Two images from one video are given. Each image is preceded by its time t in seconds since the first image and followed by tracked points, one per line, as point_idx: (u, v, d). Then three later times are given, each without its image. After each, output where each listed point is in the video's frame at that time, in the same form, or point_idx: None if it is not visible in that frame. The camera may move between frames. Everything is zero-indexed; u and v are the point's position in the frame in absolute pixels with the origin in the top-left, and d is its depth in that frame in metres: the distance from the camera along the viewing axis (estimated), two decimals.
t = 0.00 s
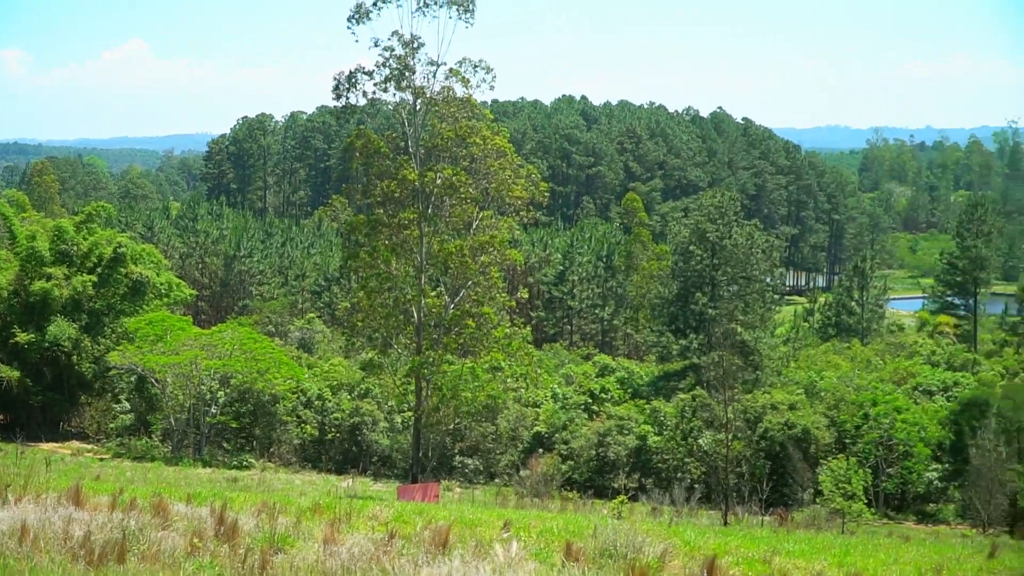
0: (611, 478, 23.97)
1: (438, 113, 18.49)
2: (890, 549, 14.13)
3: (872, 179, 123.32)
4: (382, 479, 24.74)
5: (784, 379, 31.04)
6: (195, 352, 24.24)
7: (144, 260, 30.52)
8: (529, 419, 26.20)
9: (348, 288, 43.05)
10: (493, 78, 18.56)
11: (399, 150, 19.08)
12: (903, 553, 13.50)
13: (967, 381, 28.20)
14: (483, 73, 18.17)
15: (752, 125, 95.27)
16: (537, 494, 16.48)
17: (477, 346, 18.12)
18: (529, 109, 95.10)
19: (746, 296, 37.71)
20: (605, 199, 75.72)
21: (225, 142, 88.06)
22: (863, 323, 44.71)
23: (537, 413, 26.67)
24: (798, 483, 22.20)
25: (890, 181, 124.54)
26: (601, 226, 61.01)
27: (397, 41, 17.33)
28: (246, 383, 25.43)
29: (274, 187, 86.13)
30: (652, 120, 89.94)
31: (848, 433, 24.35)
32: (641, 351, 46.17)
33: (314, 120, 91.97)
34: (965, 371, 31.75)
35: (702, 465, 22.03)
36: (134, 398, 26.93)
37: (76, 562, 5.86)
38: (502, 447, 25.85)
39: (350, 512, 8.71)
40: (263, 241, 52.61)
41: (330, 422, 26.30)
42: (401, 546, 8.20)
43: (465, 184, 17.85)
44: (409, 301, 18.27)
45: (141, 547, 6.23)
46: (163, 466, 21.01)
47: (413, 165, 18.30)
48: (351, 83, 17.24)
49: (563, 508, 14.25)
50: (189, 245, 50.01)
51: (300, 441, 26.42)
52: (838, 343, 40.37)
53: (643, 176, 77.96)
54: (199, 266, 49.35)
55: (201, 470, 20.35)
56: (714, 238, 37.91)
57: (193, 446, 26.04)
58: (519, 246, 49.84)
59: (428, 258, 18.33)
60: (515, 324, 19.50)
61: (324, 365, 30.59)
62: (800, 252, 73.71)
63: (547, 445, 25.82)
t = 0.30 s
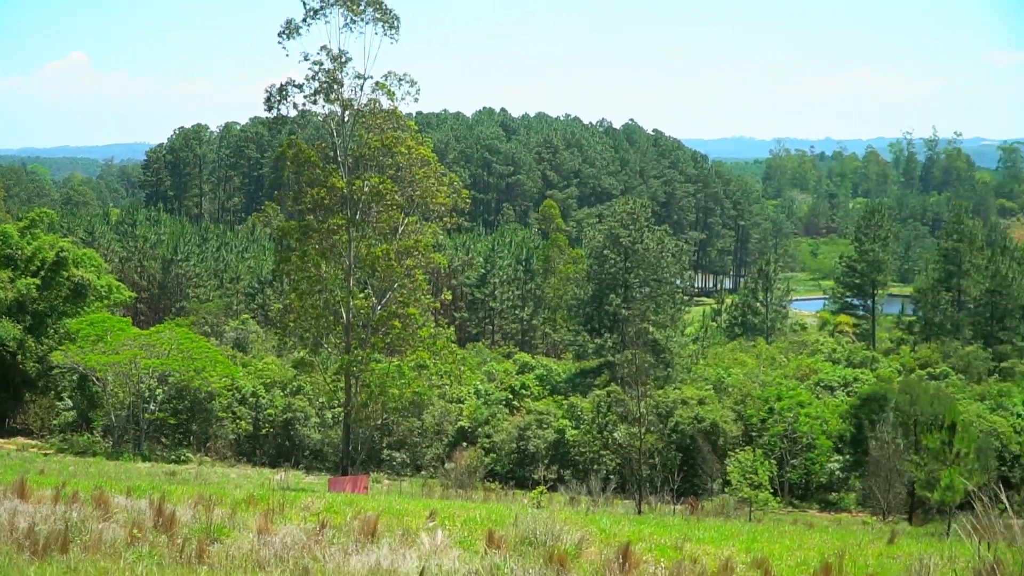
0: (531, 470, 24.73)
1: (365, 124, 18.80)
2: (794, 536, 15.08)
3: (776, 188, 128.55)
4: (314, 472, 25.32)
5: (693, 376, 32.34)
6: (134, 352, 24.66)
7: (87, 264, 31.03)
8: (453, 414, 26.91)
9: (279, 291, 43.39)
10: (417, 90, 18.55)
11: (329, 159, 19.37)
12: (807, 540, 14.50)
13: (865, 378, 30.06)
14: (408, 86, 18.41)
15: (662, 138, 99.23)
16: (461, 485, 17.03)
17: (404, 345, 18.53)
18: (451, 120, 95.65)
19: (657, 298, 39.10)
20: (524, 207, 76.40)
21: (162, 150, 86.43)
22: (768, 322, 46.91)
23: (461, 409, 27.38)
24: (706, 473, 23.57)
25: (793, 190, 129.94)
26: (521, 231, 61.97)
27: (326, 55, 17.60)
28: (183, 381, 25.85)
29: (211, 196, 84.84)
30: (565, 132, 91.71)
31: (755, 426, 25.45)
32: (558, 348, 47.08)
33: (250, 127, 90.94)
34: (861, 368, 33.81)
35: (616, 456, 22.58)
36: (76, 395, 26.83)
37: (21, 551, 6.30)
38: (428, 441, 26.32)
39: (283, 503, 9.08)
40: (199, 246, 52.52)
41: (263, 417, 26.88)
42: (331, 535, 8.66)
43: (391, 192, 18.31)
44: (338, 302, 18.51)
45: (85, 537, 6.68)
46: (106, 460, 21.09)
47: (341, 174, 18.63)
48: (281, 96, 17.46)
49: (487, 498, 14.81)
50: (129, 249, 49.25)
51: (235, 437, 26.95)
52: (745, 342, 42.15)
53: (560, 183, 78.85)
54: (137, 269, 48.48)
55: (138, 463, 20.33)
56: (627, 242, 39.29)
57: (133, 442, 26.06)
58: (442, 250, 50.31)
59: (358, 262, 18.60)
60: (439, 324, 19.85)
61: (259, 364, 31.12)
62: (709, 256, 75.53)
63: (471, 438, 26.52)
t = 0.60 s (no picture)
0: (477, 465, 24.94)
1: (315, 130, 18.94)
2: (730, 528, 15.75)
3: (711, 194, 130.95)
4: (266, 467, 25.17)
5: (631, 374, 33.10)
6: (91, 350, 25.16)
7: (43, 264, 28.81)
8: (402, 410, 26.88)
9: (234, 291, 43.05)
10: (365, 98, 19.08)
11: (280, 164, 19.61)
12: (742, 531, 15.18)
13: (796, 375, 31.28)
14: (357, 93, 18.89)
15: (602, 146, 101.00)
16: (409, 479, 17.38)
17: (354, 344, 18.72)
18: (398, 128, 94.76)
19: (598, 298, 39.85)
20: (470, 211, 76.94)
21: (119, 155, 83.98)
22: (703, 322, 48.19)
23: (409, 405, 27.54)
24: (644, 467, 24.55)
25: (729, 196, 132.83)
26: (467, 235, 62.29)
27: (278, 63, 17.80)
28: (139, 378, 26.40)
29: (167, 200, 84.06)
30: (509, 140, 91.58)
31: (690, 422, 26.36)
32: (502, 348, 47.52)
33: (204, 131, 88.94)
34: (793, 366, 35.09)
35: (559, 451, 23.75)
36: (35, 393, 27.58)
37: None
38: (377, 436, 26.32)
39: (235, 496, 9.32)
40: (155, 246, 51.86)
41: (217, 414, 26.82)
42: (282, 528, 8.94)
43: (341, 196, 18.56)
44: (289, 302, 18.68)
45: (41, 530, 6.94)
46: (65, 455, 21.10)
47: (292, 179, 18.79)
48: (235, 103, 17.55)
49: (434, 491, 15.14)
50: (85, 251, 48.43)
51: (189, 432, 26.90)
52: (681, 341, 43.20)
53: (503, 188, 79.44)
54: (94, 270, 47.72)
55: (96, 458, 20.31)
56: (568, 245, 40.23)
57: (89, 437, 26.65)
58: (390, 252, 50.43)
59: (308, 264, 18.88)
60: (388, 323, 20.06)
61: (212, 361, 31.07)
62: (647, 258, 77.55)
63: (418, 434, 26.89)
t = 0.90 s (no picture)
0: (414, 459, 25.58)
1: (259, 136, 19.09)
2: (656, 519, 16.51)
3: (643, 198, 133.47)
4: (211, 462, 26.51)
5: (564, 372, 33.93)
6: (40, 350, 25.31)
7: None
8: (341, 407, 27.06)
9: (179, 290, 43.02)
10: (308, 105, 19.02)
11: (224, 168, 19.68)
12: (668, 523, 15.93)
13: (721, 373, 32.49)
14: (300, 100, 18.74)
15: (537, 152, 102.14)
16: (348, 473, 17.72)
17: (295, 343, 18.86)
18: (339, 133, 93.66)
19: (532, 299, 40.47)
20: (409, 215, 76.96)
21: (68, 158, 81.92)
22: (633, 322, 49.46)
23: (348, 401, 27.76)
24: (576, 462, 25.07)
25: (658, 201, 135.55)
26: (405, 237, 62.47)
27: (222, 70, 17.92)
28: (88, 376, 26.72)
29: (113, 203, 81.95)
30: (446, 147, 91.19)
31: (619, 417, 27.27)
32: (439, 347, 47.60)
33: (151, 134, 85.96)
34: (718, 365, 36.37)
35: (493, 446, 23.85)
36: None
37: None
38: (317, 432, 26.68)
39: (179, 490, 9.66)
40: (101, 247, 51.34)
41: (163, 411, 27.78)
42: (224, 520, 9.26)
43: (283, 200, 18.77)
44: (233, 302, 18.70)
45: None
46: (12, 449, 21.00)
47: (236, 182, 18.90)
48: (180, 108, 17.55)
49: (372, 486, 15.48)
50: (34, 251, 47.53)
51: (135, 428, 27.79)
52: (612, 341, 44.24)
53: (441, 193, 79.69)
54: (44, 270, 46.68)
55: (42, 454, 20.42)
56: (504, 248, 40.91)
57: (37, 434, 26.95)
58: (330, 253, 50.34)
59: (251, 265, 18.90)
60: (329, 322, 20.27)
61: (157, 359, 31.81)
62: (579, 261, 79.66)
63: (358, 430, 27.13)
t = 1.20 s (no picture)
0: (377, 454, 25.85)
1: (224, 140, 19.25)
2: (612, 510, 17.03)
3: (597, 199, 134.73)
4: (178, 456, 27.03)
5: (522, 368, 34.45)
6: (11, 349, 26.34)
7: None
8: (305, 403, 27.52)
9: (147, 290, 42.99)
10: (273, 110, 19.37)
11: (189, 172, 19.80)
12: (623, 514, 16.44)
13: (674, 369, 33.25)
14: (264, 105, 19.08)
15: (494, 155, 102.56)
16: (312, 468, 17.96)
17: (260, 342, 19.06)
18: (303, 137, 92.66)
19: (490, 297, 40.71)
20: (371, 216, 77.00)
21: (37, 162, 80.37)
22: (588, 320, 50.25)
23: (312, 398, 28.06)
24: (533, 456, 25.53)
25: (612, 203, 136.90)
26: (365, 238, 62.49)
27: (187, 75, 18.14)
28: (57, 374, 27.59)
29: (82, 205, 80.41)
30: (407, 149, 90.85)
31: (576, 412, 27.96)
32: (401, 345, 47.65)
33: (120, 138, 84.42)
34: (671, 361, 37.17)
35: (454, 440, 24.21)
36: None
37: None
38: (282, 428, 27.00)
39: (147, 485, 9.96)
40: (70, 249, 50.97)
41: (131, 407, 28.18)
42: (190, 515, 9.51)
43: (249, 202, 18.99)
44: (199, 302, 18.88)
45: None
46: None
47: (202, 185, 19.08)
48: (146, 112, 17.53)
49: (336, 479, 15.75)
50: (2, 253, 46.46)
51: (104, 426, 28.17)
52: (568, 338, 44.85)
53: (402, 197, 79.15)
54: (13, 273, 45.43)
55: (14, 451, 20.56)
56: (463, 248, 41.33)
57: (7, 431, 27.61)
58: (294, 253, 50.08)
59: (217, 265, 19.19)
60: (293, 321, 20.50)
61: (125, 358, 32.32)
62: (536, 261, 80.50)
63: (322, 426, 27.28)
